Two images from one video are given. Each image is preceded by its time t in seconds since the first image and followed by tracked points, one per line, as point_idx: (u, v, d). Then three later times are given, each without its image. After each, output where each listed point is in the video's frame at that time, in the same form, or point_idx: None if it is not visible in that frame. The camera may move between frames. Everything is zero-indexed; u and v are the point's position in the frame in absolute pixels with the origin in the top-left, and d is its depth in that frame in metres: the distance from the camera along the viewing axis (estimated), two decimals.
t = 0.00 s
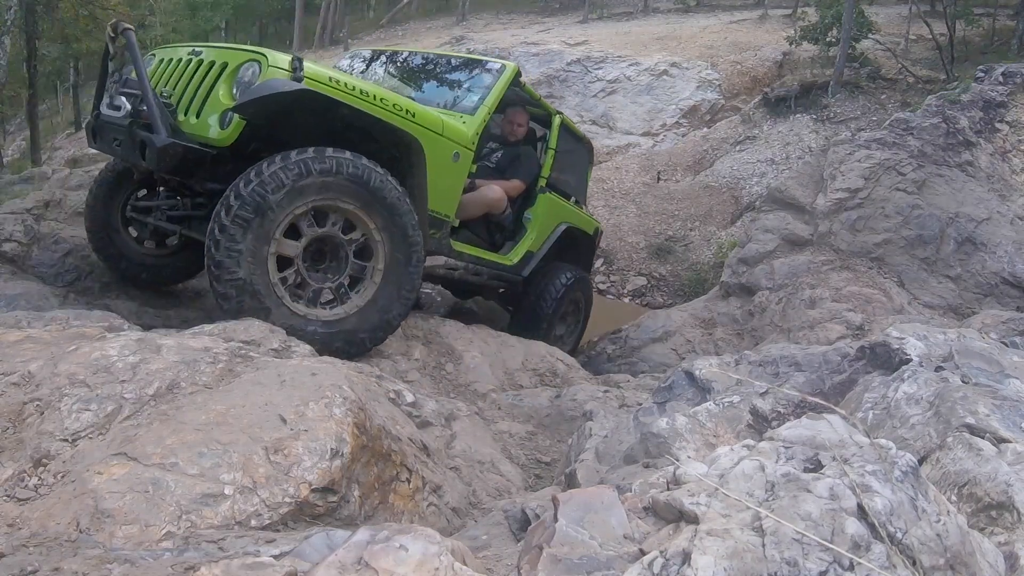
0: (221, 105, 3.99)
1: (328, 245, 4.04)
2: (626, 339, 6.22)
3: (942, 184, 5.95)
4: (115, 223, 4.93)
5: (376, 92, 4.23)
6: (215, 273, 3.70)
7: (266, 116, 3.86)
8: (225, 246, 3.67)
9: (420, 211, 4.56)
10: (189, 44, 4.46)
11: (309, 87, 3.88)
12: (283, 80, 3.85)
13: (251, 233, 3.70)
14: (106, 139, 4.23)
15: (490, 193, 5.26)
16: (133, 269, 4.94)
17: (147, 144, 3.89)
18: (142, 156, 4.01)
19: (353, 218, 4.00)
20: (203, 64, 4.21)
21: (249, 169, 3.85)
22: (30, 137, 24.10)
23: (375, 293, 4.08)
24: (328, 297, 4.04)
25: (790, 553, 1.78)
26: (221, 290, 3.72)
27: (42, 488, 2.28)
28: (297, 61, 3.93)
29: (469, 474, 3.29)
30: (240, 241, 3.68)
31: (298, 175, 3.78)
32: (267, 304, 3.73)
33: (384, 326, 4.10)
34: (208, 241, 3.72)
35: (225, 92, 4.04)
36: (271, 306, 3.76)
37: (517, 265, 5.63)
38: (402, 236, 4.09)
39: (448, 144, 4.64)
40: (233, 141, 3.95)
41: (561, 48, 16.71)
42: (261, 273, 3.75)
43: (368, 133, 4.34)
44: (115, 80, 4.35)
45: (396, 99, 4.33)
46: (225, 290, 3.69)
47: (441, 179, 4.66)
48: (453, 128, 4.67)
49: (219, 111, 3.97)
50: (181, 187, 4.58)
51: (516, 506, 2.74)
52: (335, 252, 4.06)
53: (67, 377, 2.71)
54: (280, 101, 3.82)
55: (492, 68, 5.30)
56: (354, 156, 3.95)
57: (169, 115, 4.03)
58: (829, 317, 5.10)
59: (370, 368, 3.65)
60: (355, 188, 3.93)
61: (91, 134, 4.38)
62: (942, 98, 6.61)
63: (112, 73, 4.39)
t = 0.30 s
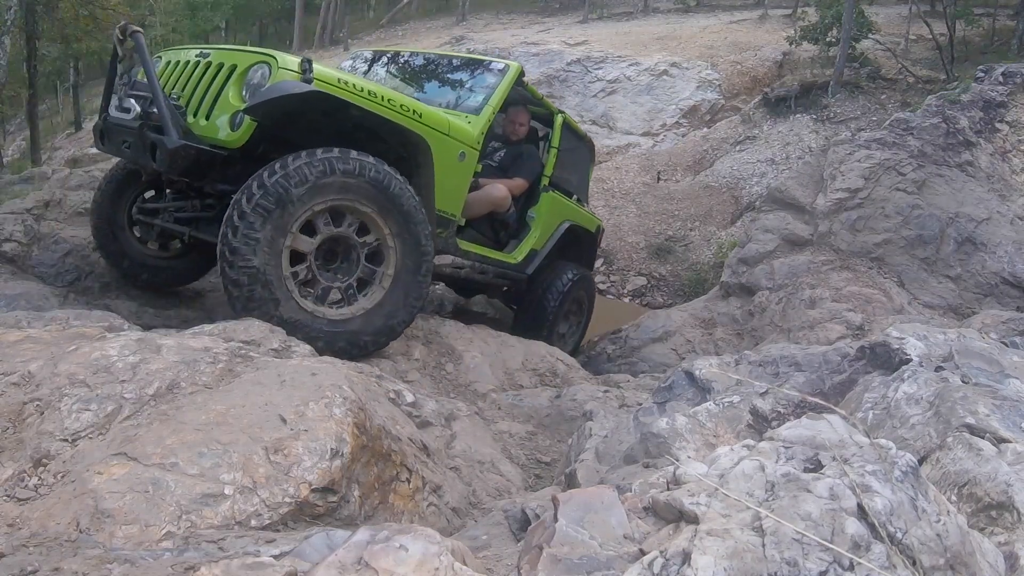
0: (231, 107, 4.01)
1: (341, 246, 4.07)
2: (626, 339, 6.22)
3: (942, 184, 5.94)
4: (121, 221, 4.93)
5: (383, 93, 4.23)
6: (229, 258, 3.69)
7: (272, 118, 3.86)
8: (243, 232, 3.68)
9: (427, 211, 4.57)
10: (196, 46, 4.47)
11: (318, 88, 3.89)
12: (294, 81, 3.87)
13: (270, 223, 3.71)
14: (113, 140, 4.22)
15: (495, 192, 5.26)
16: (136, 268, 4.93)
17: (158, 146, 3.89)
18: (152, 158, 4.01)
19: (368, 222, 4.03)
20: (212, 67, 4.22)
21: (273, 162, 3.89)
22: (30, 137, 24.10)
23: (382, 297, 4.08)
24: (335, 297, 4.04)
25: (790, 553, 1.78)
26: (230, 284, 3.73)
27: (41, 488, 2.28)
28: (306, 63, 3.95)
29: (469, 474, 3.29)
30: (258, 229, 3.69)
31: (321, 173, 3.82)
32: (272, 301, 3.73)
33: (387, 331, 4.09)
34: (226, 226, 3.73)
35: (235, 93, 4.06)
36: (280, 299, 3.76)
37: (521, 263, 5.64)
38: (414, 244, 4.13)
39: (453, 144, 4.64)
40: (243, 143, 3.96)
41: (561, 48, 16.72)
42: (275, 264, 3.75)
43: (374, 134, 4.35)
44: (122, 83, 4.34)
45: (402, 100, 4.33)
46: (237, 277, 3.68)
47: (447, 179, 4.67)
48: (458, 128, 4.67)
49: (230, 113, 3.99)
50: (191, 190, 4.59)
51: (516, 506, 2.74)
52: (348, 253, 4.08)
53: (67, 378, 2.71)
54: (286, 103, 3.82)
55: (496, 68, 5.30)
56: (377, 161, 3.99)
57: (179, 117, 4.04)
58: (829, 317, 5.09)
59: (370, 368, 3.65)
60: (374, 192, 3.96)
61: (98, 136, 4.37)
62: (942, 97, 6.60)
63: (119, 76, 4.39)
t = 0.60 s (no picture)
0: (240, 108, 4.01)
1: (352, 246, 4.11)
2: (625, 339, 6.22)
3: (942, 184, 5.94)
4: (127, 219, 4.93)
5: (390, 93, 4.24)
6: (243, 245, 3.70)
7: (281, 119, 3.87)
8: (261, 220, 3.70)
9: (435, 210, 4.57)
10: (205, 49, 4.48)
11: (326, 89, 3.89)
12: (302, 83, 3.85)
13: (288, 214, 3.75)
14: (122, 141, 4.21)
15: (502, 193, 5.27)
16: (139, 266, 4.92)
17: (167, 146, 3.88)
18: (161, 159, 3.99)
19: (381, 225, 4.09)
20: (221, 68, 4.23)
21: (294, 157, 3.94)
22: (29, 137, 24.08)
23: (388, 299, 4.10)
24: (342, 297, 4.05)
25: (790, 553, 1.78)
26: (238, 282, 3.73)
27: (41, 488, 2.28)
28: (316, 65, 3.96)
29: (469, 474, 3.29)
30: (276, 219, 3.72)
31: (342, 171, 3.88)
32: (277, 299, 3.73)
33: (390, 333, 4.09)
34: (243, 213, 3.74)
35: (244, 94, 4.06)
36: (290, 290, 3.77)
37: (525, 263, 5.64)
38: (425, 250, 4.20)
39: (459, 144, 4.65)
40: (251, 145, 3.94)
41: (561, 48, 16.71)
42: (288, 255, 3.77)
43: (379, 134, 4.35)
44: (131, 85, 4.35)
45: (408, 100, 4.33)
46: (249, 264, 3.69)
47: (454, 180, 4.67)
48: (464, 129, 4.68)
49: (239, 114, 3.99)
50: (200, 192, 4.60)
51: (516, 506, 2.74)
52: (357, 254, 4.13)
53: (67, 378, 2.71)
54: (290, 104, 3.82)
55: (499, 68, 5.29)
56: (396, 166, 4.08)
57: (188, 119, 4.03)
58: (829, 317, 5.09)
59: (370, 368, 3.65)
60: (391, 196, 4.03)
61: (106, 137, 4.36)
62: (942, 98, 6.60)
63: (128, 77, 4.39)
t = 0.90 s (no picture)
0: (246, 109, 4.02)
1: (358, 246, 4.11)
2: (625, 339, 6.22)
3: (942, 184, 5.94)
4: (132, 217, 4.92)
5: (392, 94, 4.24)
6: (252, 237, 3.71)
7: (290, 121, 3.88)
8: (271, 212, 3.71)
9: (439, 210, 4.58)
10: (210, 50, 4.48)
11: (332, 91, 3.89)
12: (307, 85, 3.84)
13: (299, 210, 3.76)
14: (127, 143, 4.20)
15: (504, 192, 5.28)
16: (140, 264, 4.91)
17: (174, 149, 3.89)
18: (166, 161, 3.99)
19: (389, 227, 4.10)
20: (227, 69, 4.24)
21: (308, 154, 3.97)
22: (29, 137, 24.07)
23: (392, 301, 4.11)
24: (346, 296, 4.05)
25: (790, 553, 1.78)
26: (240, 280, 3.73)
27: (42, 488, 2.28)
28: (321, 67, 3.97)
29: (469, 474, 3.29)
30: (287, 213, 3.73)
31: (355, 171, 3.90)
32: (282, 293, 3.73)
33: (392, 334, 4.08)
34: (253, 205, 3.75)
35: (249, 96, 4.07)
36: (295, 285, 3.77)
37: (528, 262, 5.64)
38: (431, 255, 4.21)
39: (461, 145, 4.65)
40: (256, 147, 3.93)
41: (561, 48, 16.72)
42: (296, 250, 3.77)
43: (382, 134, 4.35)
44: (136, 86, 4.35)
45: (411, 101, 4.33)
46: (257, 256, 3.69)
47: (457, 180, 4.68)
48: (466, 130, 4.68)
49: (244, 115, 3.99)
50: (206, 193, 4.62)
51: (516, 506, 2.74)
52: (363, 255, 4.13)
53: (67, 378, 2.71)
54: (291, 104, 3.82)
55: (501, 69, 5.30)
56: (408, 170, 4.10)
57: (194, 121, 4.03)
58: (829, 317, 5.09)
59: (370, 368, 3.65)
60: (401, 199, 4.05)
61: (110, 139, 4.36)
62: (942, 98, 6.60)
63: (133, 79, 4.39)
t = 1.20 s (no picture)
0: (252, 110, 4.02)
1: (365, 246, 4.12)
2: (625, 339, 6.22)
3: (942, 184, 5.94)
4: (136, 217, 4.93)
5: (397, 94, 4.23)
6: (262, 229, 3.72)
7: (292, 123, 3.89)
8: (283, 205, 3.73)
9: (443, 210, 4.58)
10: (214, 51, 4.49)
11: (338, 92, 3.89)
12: (313, 86, 3.86)
13: (310, 205, 3.78)
14: (132, 144, 4.19)
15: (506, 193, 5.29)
16: (141, 264, 4.91)
17: (180, 150, 3.89)
18: (172, 162, 3.98)
19: (397, 230, 4.12)
20: (231, 71, 4.24)
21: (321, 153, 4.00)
22: (29, 137, 24.06)
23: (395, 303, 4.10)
24: (350, 296, 4.05)
25: (791, 553, 1.78)
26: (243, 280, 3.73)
27: (42, 488, 2.28)
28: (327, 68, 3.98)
29: (469, 473, 3.29)
30: (298, 207, 3.75)
31: (367, 171, 3.93)
32: (288, 285, 3.73)
33: (393, 336, 4.08)
34: (265, 198, 3.77)
35: (255, 98, 4.08)
36: (302, 279, 3.77)
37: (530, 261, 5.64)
38: (436, 259, 4.23)
39: (465, 145, 4.65)
40: (263, 148, 3.94)
41: (561, 48, 16.72)
42: (305, 245, 3.78)
43: (383, 135, 4.36)
44: (142, 88, 4.35)
45: (415, 101, 4.32)
46: (265, 248, 3.70)
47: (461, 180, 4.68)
48: (470, 130, 4.67)
49: (251, 116, 3.99)
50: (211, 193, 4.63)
51: (516, 506, 2.74)
52: (369, 256, 4.14)
53: (67, 378, 2.71)
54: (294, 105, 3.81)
55: (503, 69, 5.30)
56: (418, 175, 4.13)
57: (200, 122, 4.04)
58: (829, 317, 5.09)
59: (370, 367, 3.65)
60: (410, 202, 4.07)
61: (115, 140, 4.35)
62: (942, 98, 6.60)
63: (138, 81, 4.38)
